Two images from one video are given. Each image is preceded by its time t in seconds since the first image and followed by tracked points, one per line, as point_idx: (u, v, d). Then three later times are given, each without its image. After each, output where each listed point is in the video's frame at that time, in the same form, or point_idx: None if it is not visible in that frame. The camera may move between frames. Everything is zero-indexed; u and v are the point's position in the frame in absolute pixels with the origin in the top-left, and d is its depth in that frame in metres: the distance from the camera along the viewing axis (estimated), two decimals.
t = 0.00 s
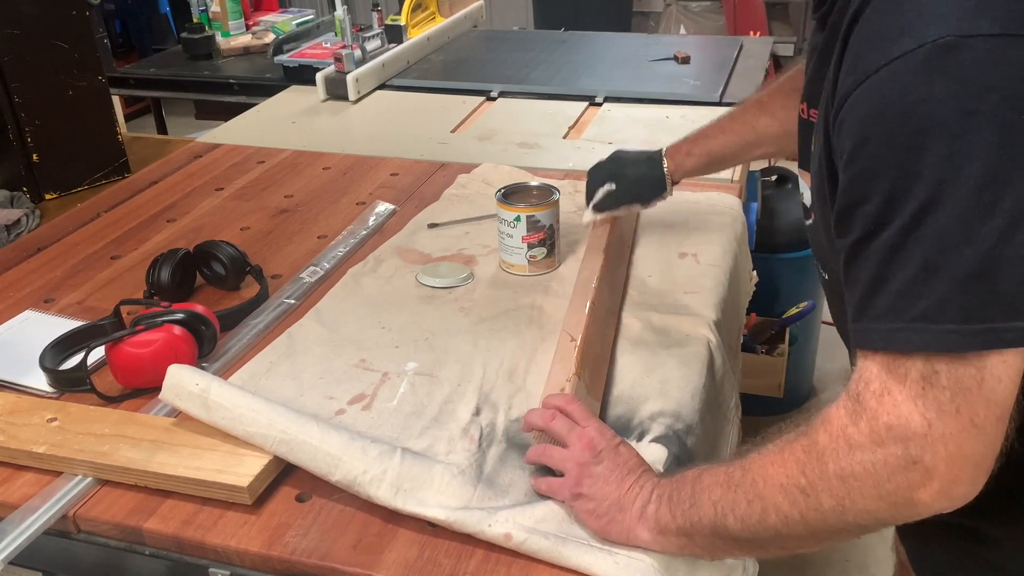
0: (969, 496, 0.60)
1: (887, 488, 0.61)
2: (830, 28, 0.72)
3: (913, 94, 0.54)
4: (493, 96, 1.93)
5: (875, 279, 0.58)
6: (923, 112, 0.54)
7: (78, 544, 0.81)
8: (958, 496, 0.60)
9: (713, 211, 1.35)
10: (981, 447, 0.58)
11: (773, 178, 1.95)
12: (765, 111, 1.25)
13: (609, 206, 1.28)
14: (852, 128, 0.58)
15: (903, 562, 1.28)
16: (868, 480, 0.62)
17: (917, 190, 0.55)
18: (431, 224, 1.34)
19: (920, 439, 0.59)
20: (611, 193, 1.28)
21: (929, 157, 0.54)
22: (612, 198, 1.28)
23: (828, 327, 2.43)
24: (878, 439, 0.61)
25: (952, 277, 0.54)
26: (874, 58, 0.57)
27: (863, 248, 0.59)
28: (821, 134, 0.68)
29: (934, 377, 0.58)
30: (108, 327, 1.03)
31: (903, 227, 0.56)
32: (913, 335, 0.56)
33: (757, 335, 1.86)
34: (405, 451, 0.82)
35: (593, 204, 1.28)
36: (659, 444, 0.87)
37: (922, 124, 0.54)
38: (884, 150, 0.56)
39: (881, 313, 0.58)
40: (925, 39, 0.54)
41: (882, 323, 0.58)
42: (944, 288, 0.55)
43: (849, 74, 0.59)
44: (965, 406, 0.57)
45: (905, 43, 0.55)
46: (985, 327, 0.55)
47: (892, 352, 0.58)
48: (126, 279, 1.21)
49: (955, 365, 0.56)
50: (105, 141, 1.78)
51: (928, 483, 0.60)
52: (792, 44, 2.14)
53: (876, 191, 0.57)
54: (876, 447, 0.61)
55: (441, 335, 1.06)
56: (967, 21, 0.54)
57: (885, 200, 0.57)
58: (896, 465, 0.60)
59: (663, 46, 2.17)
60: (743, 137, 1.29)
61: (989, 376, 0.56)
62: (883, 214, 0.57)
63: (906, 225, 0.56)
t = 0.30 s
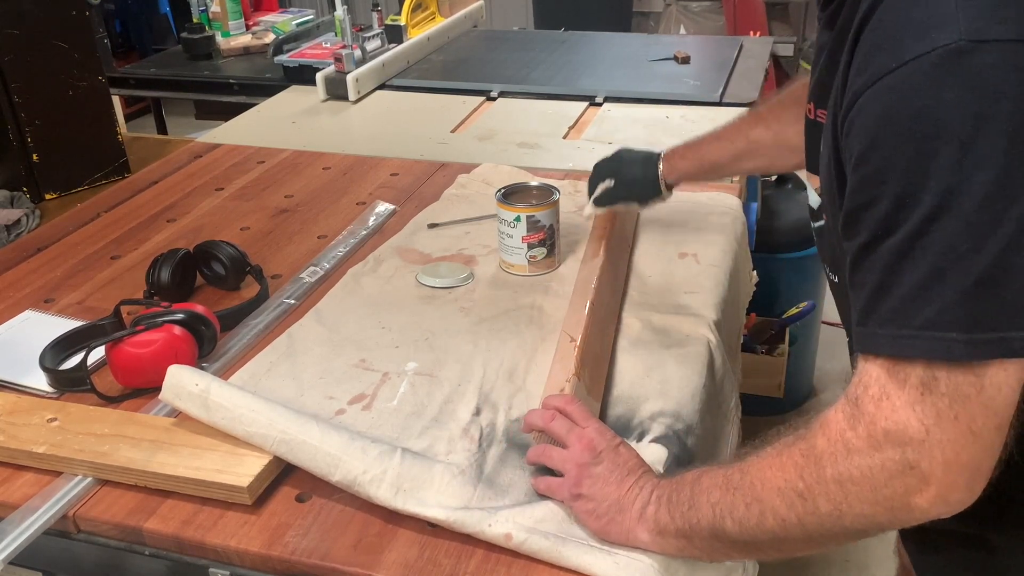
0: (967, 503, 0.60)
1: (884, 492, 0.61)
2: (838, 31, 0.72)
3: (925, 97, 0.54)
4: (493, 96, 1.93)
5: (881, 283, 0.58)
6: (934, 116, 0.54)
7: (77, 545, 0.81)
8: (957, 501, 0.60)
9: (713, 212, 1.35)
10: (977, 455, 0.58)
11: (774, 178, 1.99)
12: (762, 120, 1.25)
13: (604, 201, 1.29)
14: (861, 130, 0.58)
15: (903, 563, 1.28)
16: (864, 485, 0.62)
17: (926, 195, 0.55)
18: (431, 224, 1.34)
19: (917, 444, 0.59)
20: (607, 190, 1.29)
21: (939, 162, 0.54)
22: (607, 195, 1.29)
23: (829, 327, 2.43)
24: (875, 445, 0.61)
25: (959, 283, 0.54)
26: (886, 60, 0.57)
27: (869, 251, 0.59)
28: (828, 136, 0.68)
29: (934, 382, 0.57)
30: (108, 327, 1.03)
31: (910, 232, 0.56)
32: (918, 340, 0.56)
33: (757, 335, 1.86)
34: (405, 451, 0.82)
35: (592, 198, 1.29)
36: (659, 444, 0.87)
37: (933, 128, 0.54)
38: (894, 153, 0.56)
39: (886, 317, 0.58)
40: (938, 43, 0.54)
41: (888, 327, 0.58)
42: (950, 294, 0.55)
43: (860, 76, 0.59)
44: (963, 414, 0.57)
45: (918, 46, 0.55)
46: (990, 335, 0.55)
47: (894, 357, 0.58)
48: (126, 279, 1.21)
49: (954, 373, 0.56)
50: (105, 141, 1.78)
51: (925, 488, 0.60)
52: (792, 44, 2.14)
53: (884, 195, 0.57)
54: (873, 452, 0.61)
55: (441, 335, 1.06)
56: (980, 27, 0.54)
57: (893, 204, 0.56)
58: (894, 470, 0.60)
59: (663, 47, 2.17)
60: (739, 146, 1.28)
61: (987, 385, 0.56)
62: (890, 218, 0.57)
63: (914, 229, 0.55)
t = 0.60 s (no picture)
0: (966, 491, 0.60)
1: (882, 484, 0.61)
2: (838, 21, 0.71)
3: (916, 85, 0.54)
4: (493, 96, 1.93)
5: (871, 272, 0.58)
6: (925, 104, 0.54)
7: (77, 545, 0.81)
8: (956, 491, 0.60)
9: (713, 212, 1.35)
10: (973, 442, 0.58)
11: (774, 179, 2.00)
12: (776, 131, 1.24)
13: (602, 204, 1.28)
14: (854, 119, 0.58)
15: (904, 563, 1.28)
16: (862, 477, 0.62)
17: (916, 183, 0.55)
18: (431, 224, 1.34)
19: (913, 432, 0.59)
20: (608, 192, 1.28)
21: (929, 150, 0.54)
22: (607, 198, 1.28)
23: (829, 328, 2.43)
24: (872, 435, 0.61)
25: (949, 272, 0.54)
26: (880, 49, 0.57)
27: (860, 241, 0.59)
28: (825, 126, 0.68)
29: (928, 369, 0.57)
30: (108, 327, 1.03)
31: (900, 221, 0.56)
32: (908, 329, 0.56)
33: (757, 335, 1.86)
34: (405, 451, 0.82)
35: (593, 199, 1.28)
36: (658, 444, 0.87)
37: (924, 117, 0.54)
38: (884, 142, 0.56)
39: (876, 306, 0.58)
40: (931, 31, 0.54)
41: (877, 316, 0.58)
42: (939, 284, 0.55)
43: (854, 65, 0.59)
44: (958, 401, 0.57)
45: (912, 34, 0.55)
46: (979, 323, 0.55)
47: (886, 344, 0.58)
48: (126, 279, 1.21)
49: (948, 360, 0.57)
50: (105, 141, 1.78)
51: (921, 476, 0.60)
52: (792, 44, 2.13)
53: (876, 184, 0.57)
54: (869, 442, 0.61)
55: (441, 335, 1.06)
56: (974, 14, 0.53)
57: (883, 193, 0.56)
58: (890, 459, 0.60)
59: (663, 46, 2.17)
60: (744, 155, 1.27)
61: (982, 371, 0.56)
62: (880, 207, 0.57)
63: (904, 218, 0.56)
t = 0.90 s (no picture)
0: (965, 478, 0.59)
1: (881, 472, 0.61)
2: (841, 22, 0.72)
3: (912, 72, 0.54)
4: (493, 96, 1.93)
5: (869, 259, 0.59)
6: (919, 91, 0.54)
7: (78, 544, 0.81)
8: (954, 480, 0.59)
9: (713, 212, 1.35)
10: (970, 427, 0.57)
11: (774, 179, 2.01)
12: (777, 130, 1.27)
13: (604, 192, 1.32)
14: (851, 108, 0.58)
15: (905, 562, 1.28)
16: (859, 463, 0.61)
17: (911, 169, 0.55)
18: (431, 224, 1.34)
19: (911, 419, 0.59)
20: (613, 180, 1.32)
21: (925, 136, 0.54)
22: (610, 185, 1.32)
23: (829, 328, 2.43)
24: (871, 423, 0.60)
25: (945, 256, 0.55)
26: (875, 37, 0.57)
27: (859, 229, 0.59)
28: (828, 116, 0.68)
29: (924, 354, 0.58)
30: (108, 327, 1.03)
31: (897, 206, 0.56)
32: (904, 314, 0.57)
33: (757, 335, 1.86)
34: (405, 452, 0.82)
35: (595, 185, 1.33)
36: (658, 444, 0.87)
37: (920, 103, 0.54)
38: (880, 129, 0.56)
39: (874, 293, 0.59)
40: (925, 18, 0.54)
41: (875, 303, 0.58)
42: (936, 268, 0.55)
43: (852, 54, 0.59)
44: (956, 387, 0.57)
45: (906, 22, 0.55)
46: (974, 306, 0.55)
47: (883, 331, 0.58)
48: (126, 279, 1.21)
49: (944, 344, 0.57)
50: (105, 141, 1.78)
51: (917, 463, 0.59)
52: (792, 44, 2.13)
53: (872, 172, 0.57)
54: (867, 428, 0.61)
55: (441, 335, 1.06)
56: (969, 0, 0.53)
57: (881, 180, 0.57)
58: (887, 447, 0.60)
59: (663, 47, 2.17)
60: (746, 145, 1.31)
61: (979, 356, 0.56)
62: (878, 194, 0.57)
63: (900, 204, 0.56)
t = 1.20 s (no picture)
0: (967, 480, 0.60)
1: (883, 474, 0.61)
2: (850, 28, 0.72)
3: (926, 73, 0.55)
4: (493, 96, 1.93)
5: (881, 260, 0.59)
6: (933, 92, 0.54)
7: (77, 544, 0.81)
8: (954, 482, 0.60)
9: (713, 211, 1.35)
10: (974, 431, 0.57)
11: (774, 179, 2.01)
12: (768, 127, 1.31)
13: (604, 197, 1.31)
14: (864, 109, 0.58)
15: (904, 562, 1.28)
16: (862, 463, 0.62)
17: (926, 169, 0.55)
18: (431, 224, 1.34)
19: (915, 421, 0.59)
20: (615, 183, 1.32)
21: (940, 137, 0.54)
22: (616, 189, 1.31)
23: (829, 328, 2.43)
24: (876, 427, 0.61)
25: (959, 256, 0.55)
26: (888, 39, 0.58)
27: (871, 229, 0.59)
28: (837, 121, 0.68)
29: (926, 358, 0.58)
30: (107, 327, 1.03)
31: (911, 206, 0.56)
32: (917, 315, 0.57)
33: (757, 335, 1.86)
34: (405, 451, 0.82)
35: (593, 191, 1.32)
36: (658, 444, 0.87)
37: (934, 104, 0.54)
38: (894, 130, 0.56)
39: (885, 293, 0.59)
40: (939, 20, 0.55)
41: (887, 304, 0.58)
42: (950, 268, 0.55)
43: (864, 56, 0.60)
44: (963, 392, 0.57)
45: (918, 24, 0.56)
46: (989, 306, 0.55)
47: (893, 332, 0.58)
48: (126, 279, 1.21)
49: (953, 346, 0.57)
50: (105, 141, 1.78)
51: (922, 464, 0.59)
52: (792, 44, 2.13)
53: (886, 171, 0.57)
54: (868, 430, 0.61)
55: (441, 335, 1.06)
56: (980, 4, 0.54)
57: (895, 180, 0.57)
58: (891, 448, 0.60)
59: (663, 47, 2.17)
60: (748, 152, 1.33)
61: (984, 360, 0.56)
62: (892, 195, 0.57)
63: (915, 204, 0.56)
